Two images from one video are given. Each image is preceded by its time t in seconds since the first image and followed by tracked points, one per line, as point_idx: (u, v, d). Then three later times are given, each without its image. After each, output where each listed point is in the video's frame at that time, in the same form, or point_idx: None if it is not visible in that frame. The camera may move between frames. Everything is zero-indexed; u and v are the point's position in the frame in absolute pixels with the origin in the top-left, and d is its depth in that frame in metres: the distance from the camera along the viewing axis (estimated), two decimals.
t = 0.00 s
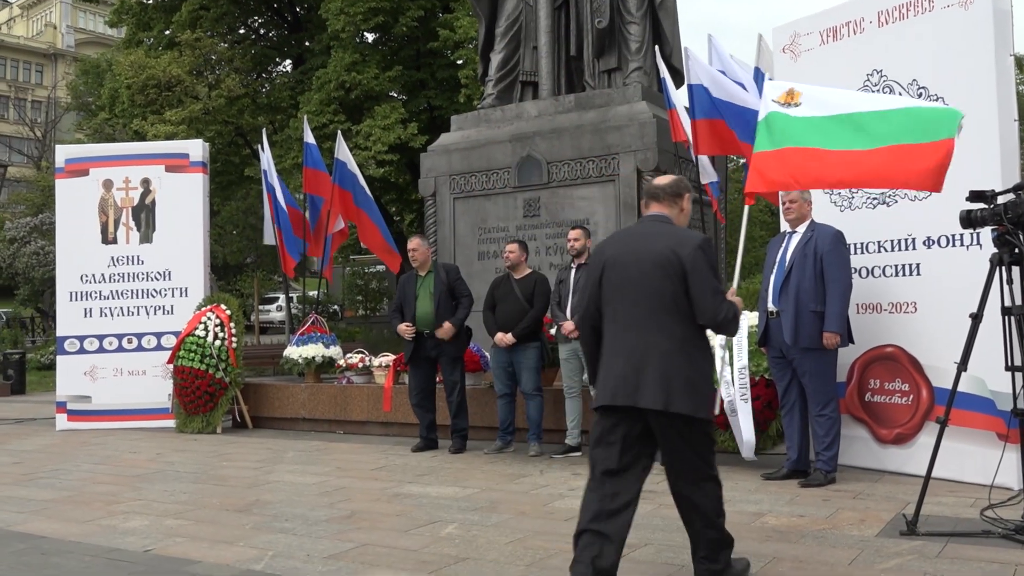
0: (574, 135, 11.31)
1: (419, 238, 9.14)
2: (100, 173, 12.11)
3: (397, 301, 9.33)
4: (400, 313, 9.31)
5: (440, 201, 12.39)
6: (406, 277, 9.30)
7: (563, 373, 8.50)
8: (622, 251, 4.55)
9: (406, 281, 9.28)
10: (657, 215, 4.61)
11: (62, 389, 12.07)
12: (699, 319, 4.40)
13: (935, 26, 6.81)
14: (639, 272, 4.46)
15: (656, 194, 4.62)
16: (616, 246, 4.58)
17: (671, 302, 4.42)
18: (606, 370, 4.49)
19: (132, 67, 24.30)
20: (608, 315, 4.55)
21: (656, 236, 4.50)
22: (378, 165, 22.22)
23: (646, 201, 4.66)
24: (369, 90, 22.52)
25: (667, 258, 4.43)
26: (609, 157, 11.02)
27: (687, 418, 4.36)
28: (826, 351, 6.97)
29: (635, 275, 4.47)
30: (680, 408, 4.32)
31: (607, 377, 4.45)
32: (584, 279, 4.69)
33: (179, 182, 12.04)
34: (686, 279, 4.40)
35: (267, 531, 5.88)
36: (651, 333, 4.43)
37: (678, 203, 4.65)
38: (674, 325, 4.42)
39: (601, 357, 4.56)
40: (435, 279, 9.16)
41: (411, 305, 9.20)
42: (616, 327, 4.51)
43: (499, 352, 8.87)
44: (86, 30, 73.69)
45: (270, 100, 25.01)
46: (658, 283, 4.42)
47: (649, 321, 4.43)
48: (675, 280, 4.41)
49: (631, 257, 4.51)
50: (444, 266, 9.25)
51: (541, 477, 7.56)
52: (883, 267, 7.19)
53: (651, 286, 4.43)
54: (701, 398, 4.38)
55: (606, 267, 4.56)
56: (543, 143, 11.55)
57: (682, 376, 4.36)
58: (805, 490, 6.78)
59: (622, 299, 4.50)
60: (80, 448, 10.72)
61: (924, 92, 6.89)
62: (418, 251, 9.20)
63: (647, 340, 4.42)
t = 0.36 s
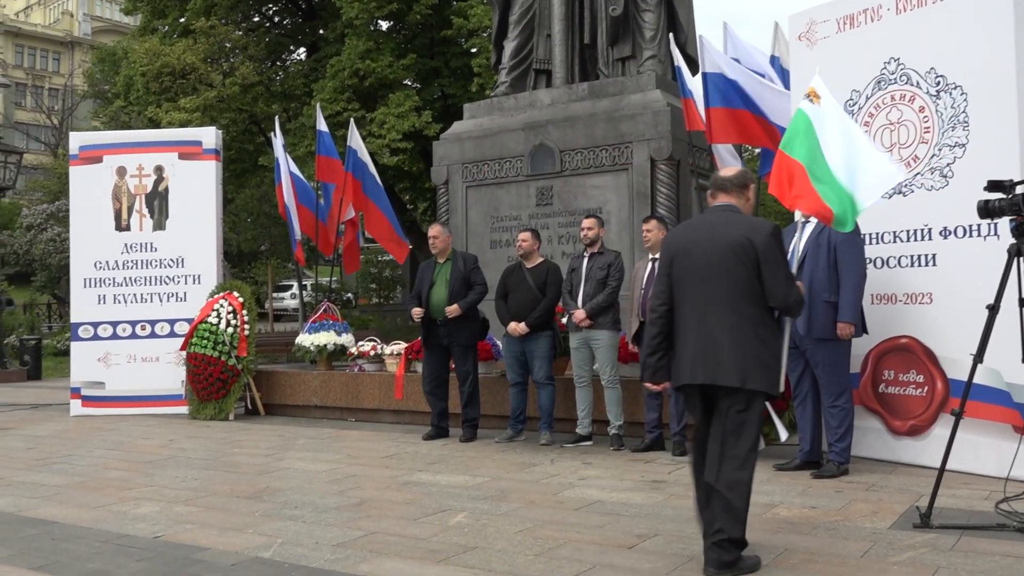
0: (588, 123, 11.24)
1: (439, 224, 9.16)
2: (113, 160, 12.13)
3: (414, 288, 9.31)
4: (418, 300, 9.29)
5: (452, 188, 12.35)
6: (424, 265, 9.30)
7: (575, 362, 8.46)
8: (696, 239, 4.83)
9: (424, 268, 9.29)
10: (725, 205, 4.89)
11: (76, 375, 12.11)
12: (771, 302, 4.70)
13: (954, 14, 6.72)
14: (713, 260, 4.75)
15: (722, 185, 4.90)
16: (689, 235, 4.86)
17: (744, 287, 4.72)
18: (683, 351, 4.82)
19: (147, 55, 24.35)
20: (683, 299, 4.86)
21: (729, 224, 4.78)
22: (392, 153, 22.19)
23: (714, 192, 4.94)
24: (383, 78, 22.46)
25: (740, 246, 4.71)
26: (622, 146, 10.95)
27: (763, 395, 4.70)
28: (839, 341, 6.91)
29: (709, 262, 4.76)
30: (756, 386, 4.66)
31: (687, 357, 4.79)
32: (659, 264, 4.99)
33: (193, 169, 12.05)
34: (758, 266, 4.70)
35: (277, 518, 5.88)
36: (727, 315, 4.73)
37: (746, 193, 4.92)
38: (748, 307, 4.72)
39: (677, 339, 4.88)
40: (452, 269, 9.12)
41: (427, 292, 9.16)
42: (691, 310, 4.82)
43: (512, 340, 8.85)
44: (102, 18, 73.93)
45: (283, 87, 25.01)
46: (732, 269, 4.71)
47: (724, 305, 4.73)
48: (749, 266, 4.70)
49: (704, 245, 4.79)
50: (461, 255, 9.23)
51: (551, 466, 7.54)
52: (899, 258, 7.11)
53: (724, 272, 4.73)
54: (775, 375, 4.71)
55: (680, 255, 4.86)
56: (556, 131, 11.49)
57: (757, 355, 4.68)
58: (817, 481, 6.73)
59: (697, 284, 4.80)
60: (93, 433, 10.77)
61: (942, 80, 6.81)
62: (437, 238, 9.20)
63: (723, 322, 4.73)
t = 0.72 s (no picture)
0: (605, 110, 11.15)
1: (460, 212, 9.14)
2: (131, 147, 12.14)
3: (435, 275, 9.33)
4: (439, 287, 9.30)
5: (469, 176, 12.30)
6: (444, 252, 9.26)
7: (591, 351, 8.40)
8: (750, 231, 5.13)
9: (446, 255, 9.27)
10: (775, 199, 5.23)
11: (94, 362, 12.17)
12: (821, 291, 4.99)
13: None
14: (767, 251, 5.05)
15: (771, 182, 5.23)
16: (744, 228, 5.16)
17: (795, 276, 5.00)
18: (736, 336, 5.09)
19: (165, 42, 24.41)
20: (737, 287, 5.15)
21: (782, 218, 5.09)
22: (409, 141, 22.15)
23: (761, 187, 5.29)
24: (400, 66, 22.39)
25: (793, 238, 5.01)
26: (640, 133, 10.86)
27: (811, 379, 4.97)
28: (856, 332, 6.82)
29: (763, 253, 5.06)
30: (805, 368, 4.92)
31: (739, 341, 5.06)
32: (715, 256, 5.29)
33: (210, 157, 12.05)
34: (810, 257, 4.99)
35: (290, 505, 5.87)
36: (779, 303, 5.01)
37: (795, 188, 5.25)
38: (798, 297, 5.01)
39: (730, 324, 5.16)
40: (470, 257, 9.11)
41: (448, 277, 9.18)
42: (745, 298, 5.11)
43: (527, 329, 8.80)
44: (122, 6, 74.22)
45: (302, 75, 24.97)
46: (785, 260, 5.01)
47: (776, 293, 5.02)
48: (800, 257, 5.00)
49: (758, 237, 5.09)
50: (478, 243, 9.20)
51: (566, 456, 7.50)
52: (920, 247, 7.01)
53: (777, 262, 5.02)
54: (823, 360, 4.98)
55: (735, 246, 5.15)
56: (573, 119, 11.41)
57: (807, 341, 4.96)
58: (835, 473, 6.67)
59: (750, 273, 5.09)
60: (110, 419, 10.82)
61: (967, 66, 6.70)
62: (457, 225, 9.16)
63: (775, 309, 5.01)
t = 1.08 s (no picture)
0: (621, 99, 11.07)
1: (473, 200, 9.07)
2: (146, 135, 12.14)
3: (450, 264, 9.30)
4: (453, 276, 9.27)
5: (483, 164, 12.24)
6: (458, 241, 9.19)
7: (605, 341, 8.36)
8: (808, 229, 5.19)
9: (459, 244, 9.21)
10: (832, 196, 5.33)
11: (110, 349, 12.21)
12: (879, 285, 5.07)
13: None
14: (827, 248, 5.11)
15: (828, 180, 5.33)
16: (800, 225, 5.22)
17: (854, 272, 5.09)
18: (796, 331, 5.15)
19: (182, 30, 24.45)
20: (795, 282, 5.22)
21: (841, 216, 5.15)
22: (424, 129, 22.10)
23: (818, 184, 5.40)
24: (416, 53, 22.30)
25: (854, 235, 5.09)
26: (656, 122, 10.78)
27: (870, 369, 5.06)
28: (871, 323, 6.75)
29: (822, 249, 5.13)
30: (866, 361, 5.01)
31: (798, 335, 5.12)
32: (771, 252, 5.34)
33: (225, 145, 12.04)
34: (870, 254, 5.08)
35: (303, 494, 5.86)
36: (840, 297, 5.08)
37: (849, 186, 5.34)
38: (857, 291, 5.09)
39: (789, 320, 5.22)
40: (484, 245, 9.05)
41: (462, 266, 9.14)
42: (804, 294, 5.17)
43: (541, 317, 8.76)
44: None
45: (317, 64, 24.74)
46: (845, 256, 5.09)
47: (837, 289, 5.09)
48: (859, 253, 5.09)
49: (818, 234, 5.14)
50: (492, 231, 9.14)
51: (580, 445, 7.47)
52: (939, 237, 6.91)
53: (838, 259, 5.09)
54: (882, 352, 5.08)
55: (793, 243, 5.21)
56: (589, 107, 11.33)
57: (866, 334, 5.04)
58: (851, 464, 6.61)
59: (810, 270, 5.15)
60: (126, 406, 10.86)
61: (989, 53, 6.60)
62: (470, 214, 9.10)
63: (836, 303, 5.08)
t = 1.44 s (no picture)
0: (633, 88, 10.99)
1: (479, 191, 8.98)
2: (158, 124, 12.14)
3: (456, 256, 9.24)
4: (461, 267, 9.21)
5: (495, 153, 12.19)
6: (464, 232, 9.10)
7: (617, 331, 8.31)
8: (865, 217, 5.40)
9: (465, 234, 9.12)
10: (881, 185, 5.55)
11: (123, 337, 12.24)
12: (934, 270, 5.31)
13: None
14: (884, 234, 5.33)
15: (875, 169, 5.55)
16: (856, 213, 5.43)
17: (910, 258, 5.31)
18: (855, 315, 5.37)
19: (195, 19, 24.50)
20: (852, 268, 5.43)
21: (896, 204, 5.37)
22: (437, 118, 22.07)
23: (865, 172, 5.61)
24: (428, 42, 22.23)
25: (910, 222, 5.31)
26: (669, 111, 10.70)
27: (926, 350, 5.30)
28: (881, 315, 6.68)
29: (880, 236, 5.34)
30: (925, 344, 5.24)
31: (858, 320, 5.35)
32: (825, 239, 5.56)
33: (236, 133, 12.03)
34: (925, 240, 5.31)
35: (312, 483, 5.84)
36: (897, 282, 5.30)
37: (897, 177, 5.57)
38: (913, 276, 5.31)
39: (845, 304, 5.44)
40: (494, 236, 8.98)
41: (471, 257, 9.09)
42: (861, 278, 5.38)
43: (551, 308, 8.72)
44: None
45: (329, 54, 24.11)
46: (902, 242, 5.31)
47: (894, 273, 5.31)
48: (915, 239, 5.31)
49: (875, 221, 5.36)
50: (501, 220, 9.07)
51: (590, 436, 7.43)
52: (956, 227, 6.82)
53: (895, 245, 5.31)
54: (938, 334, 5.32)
55: (850, 231, 5.43)
56: (602, 96, 11.26)
57: (923, 317, 5.27)
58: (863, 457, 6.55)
59: (867, 256, 5.37)
60: (138, 395, 10.89)
61: (1008, 41, 6.59)
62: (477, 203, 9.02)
63: (892, 287, 5.30)
